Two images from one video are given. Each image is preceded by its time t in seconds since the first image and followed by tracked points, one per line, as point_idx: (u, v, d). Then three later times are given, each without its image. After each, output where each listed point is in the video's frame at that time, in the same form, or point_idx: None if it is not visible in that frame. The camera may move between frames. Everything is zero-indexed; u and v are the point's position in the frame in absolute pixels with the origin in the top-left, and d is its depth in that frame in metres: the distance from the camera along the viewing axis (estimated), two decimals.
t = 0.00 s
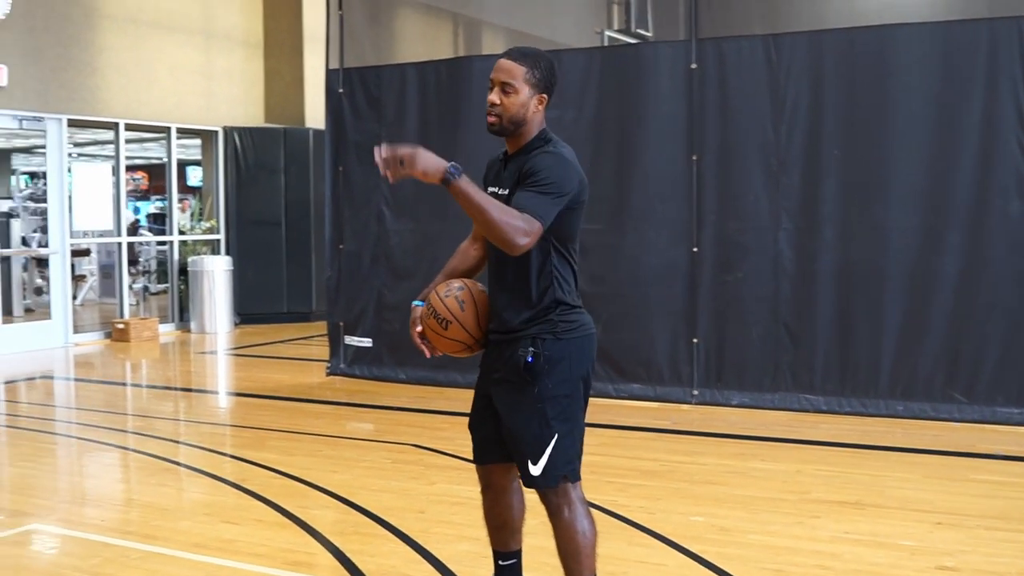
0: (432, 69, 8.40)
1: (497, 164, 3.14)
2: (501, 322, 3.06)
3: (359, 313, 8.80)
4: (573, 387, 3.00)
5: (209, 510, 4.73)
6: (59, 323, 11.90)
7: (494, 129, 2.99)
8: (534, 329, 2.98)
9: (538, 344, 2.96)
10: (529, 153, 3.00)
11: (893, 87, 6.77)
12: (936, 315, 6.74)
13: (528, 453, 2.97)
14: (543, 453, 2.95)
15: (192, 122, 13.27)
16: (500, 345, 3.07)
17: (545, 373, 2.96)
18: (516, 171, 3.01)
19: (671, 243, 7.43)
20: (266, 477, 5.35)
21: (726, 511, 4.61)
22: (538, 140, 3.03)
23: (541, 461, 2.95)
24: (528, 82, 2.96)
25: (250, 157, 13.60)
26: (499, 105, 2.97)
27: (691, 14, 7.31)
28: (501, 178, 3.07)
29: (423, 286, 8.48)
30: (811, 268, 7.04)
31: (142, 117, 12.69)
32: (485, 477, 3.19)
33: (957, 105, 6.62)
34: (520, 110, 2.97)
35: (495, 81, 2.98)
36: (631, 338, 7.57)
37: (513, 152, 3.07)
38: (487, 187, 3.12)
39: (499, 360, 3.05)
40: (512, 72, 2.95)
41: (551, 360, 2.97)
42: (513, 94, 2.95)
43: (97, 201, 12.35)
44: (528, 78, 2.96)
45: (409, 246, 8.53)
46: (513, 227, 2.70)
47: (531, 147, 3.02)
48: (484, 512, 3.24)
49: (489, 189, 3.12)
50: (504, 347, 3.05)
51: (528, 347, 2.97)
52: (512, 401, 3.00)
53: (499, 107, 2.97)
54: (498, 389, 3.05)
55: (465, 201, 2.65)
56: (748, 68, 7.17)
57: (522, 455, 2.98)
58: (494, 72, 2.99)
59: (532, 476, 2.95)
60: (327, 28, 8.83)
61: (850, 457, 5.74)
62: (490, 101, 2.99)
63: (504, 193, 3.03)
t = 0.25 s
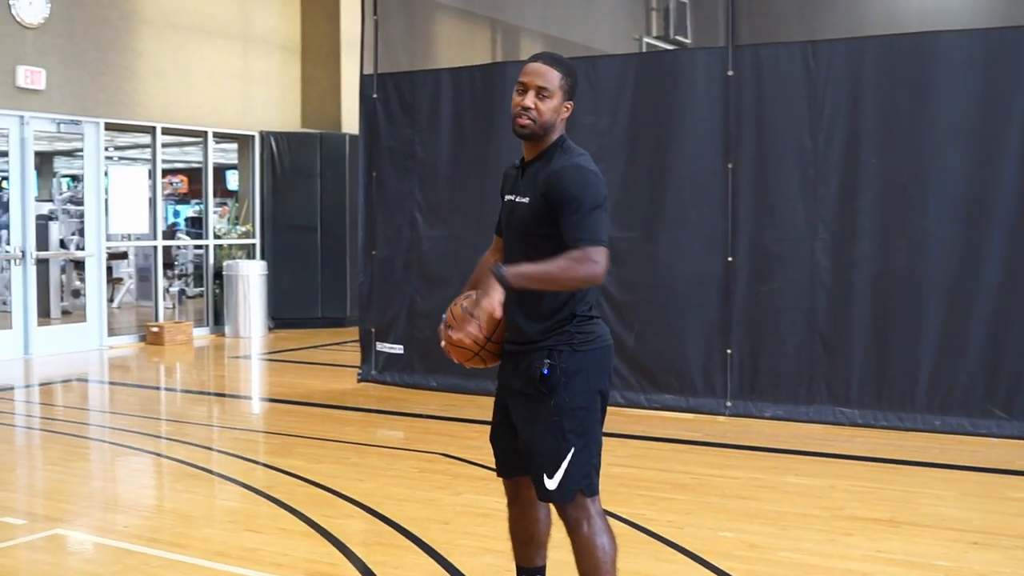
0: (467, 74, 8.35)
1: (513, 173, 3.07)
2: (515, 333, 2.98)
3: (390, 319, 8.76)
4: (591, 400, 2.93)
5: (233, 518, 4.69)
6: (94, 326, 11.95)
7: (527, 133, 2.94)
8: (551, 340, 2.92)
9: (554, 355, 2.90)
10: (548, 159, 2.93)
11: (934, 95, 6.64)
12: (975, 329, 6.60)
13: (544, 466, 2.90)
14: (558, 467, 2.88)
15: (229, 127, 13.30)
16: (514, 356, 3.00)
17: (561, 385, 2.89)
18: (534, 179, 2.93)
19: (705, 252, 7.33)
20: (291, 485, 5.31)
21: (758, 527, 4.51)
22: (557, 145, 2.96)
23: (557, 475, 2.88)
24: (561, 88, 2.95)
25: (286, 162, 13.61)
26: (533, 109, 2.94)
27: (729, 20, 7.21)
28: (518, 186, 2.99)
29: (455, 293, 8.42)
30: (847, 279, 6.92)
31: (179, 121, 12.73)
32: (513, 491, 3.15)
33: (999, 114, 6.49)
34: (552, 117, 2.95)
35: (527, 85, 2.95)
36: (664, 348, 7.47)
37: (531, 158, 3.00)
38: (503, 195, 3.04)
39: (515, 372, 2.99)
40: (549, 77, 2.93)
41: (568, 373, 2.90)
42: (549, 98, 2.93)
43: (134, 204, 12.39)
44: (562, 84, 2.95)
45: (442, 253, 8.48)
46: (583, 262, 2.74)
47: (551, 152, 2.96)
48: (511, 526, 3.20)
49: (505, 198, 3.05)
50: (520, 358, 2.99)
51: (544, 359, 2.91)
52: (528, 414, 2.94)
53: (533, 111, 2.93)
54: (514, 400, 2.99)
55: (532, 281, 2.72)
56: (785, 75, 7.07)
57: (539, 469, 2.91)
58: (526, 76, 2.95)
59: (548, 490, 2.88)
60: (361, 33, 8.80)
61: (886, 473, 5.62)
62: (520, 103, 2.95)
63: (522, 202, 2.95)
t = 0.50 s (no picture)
0: (495, 78, 8.30)
1: (536, 176, 2.99)
2: (548, 342, 2.93)
3: (416, 324, 8.72)
4: (626, 408, 2.88)
5: (251, 524, 4.66)
6: (122, 327, 11.98)
7: (550, 135, 2.89)
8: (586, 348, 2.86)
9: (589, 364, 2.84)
10: (585, 163, 2.88)
11: (966, 101, 6.54)
12: (1007, 339, 6.49)
13: (581, 478, 2.85)
14: (595, 478, 2.83)
15: (259, 130, 13.32)
16: (546, 365, 2.94)
17: (598, 395, 2.84)
18: (576, 184, 2.87)
19: (733, 259, 7.25)
20: (311, 490, 5.27)
21: (782, 539, 4.43)
22: (588, 151, 2.91)
23: (595, 487, 2.84)
24: (579, 84, 2.89)
25: (316, 166, 13.65)
26: (552, 111, 2.89)
27: (760, 25, 7.13)
28: (551, 190, 2.91)
29: (481, 298, 8.37)
30: (877, 287, 6.82)
31: (209, 123, 12.75)
32: (539, 501, 3.11)
33: None
34: (573, 114, 2.89)
35: (542, 87, 2.90)
36: (690, 356, 7.40)
37: (558, 163, 2.93)
38: (530, 199, 2.95)
39: (547, 380, 2.93)
40: (563, 75, 2.87)
41: (604, 382, 2.84)
42: (567, 96, 2.87)
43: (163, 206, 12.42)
44: (579, 80, 2.89)
45: (468, 258, 8.44)
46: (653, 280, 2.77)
47: (582, 158, 2.90)
48: (532, 539, 3.16)
49: (530, 202, 2.96)
50: (552, 366, 2.93)
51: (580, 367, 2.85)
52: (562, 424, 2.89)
53: (552, 112, 2.88)
54: (547, 409, 2.93)
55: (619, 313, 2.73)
56: (815, 80, 6.98)
57: (574, 480, 2.86)
58: (542, 78, 2.90)
59: (585, 502, 2.84)
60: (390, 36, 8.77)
61: (915, 485, 5.52)
62: (539, 107, 2.90)
63: (562, 206, 2.87)
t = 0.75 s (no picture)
0: (495, 74, 8.25)
1: (539, 177, 2.97)
2: (560, 342, 2.92)
3: (414, 319, 8.68)
4: (640, 410, 2.87)
5: (242, 520, 4.62)
6: (121, 321, 11.94)
7: (565, 133, 2.84)
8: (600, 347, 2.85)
9: (604, 363, 2.84)
10: (593, 161, 2.86)
11: (970, 100, 6.49)
12: (1008, 340, 6.43)
13: (594, 481, 2.84)
14: (608, 481, 2.82)
15: (260, 124, 13.27)
16: (558, 366, 2.93)
17: (612, 396, 2.83)
18: (584, 182, 2.85)
19: (732, 256, 7.20)
20: (305, 486, 5.23)
21: (778, 540, 4.39)
22: (594, 148, 2.89)
23: (607, 490, 2.83)
24: (594, 82, 2.87)
25: (317, 161, 13.58)
26: (569, 109, 2.84)
27: (763, 22, 7.07)
28: (558, 190, 2.89)
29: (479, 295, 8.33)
30: (878, 287, 6.77)
31: (211, 117, 12.72)
32: (536, 505, 3.05)
33: None
34: (588, 114, 2.87)
35: (560, 83, 2.86)
36: (689, 354, 7.35)
37: (563, 162, 2.91)
38: (535, 201, 2.93)
39: (557, 381, 2.91)
40: (582, 73, 2.84)
41: (619, 383, 2.84)
42: (586, 95, 2.84)
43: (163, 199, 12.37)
44: (596, 78, 2.86)
45: (467, 253, 8.39)
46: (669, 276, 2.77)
47: (588, 156, 2.88)
48: (527, 541, 3.10)
49: (535, 203, 2.94)
50: (563, 367, 2.92)
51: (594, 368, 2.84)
52: (574, 426, 2.87)
53: (570, 110, 2.84)
54: (557, 411, 2.91)
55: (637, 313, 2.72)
56: (818, 77, 6.93)
57: (586, 483, 2.85)
58: (558, 75, 2.86)
59: (597, 506, 2.83)
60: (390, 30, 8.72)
61: (913, 486, 5.48)
62: (555, 103, 2.86)
63: (571, 205, 2.85)
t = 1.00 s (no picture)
0: (485, 67, 8.20)
1: (540, 167, 2.94)
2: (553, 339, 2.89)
3: (402, 313, 8.63)
4: (633, 409, 2.85)
5: (224, 515, 4.58)
6: (110, 314, 11.88)
7: (567, 125, 2.80)
8: (594, 345, 2.83)
9: (598, 362, 2.81)
10: (594, 155, 2.82)
11: (961, 95, 6.46)
12: (998, 337, 6.41)
13: (585, 482, 2.82)
14: (600, 482, 2.80)
15: (251, 116, 13.21)
16: (550, 363, 2.90)
17: (605, 395, 2.81)
18: (583, 176, 2.81)
19: (722, 251, 7.16)
20: (289, 481, 5.19)
21: (764, 537, 4.35)
22: (598, 141, 2.85)
23: (598, 491, 2.80)
24: (600, 75, 2.82)
25: (308, 155, 13.54)
26: (573, 101, 2.80)
27: (754, 15, 7.03)
28: (557, 182, 2.85)
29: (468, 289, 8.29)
30: (869, 282, 6.73)
31: (201, 109, 12.65)
32: (517, 503, 3.03)
33: None
34: (593, 107, 2.82)
35: (566, 73, 2.81)
36: (678, 349, 7.31)
37: (566, 153, 2.87)
38: (535, 192, 2.89)
39: (549, 379, 2.89)
40: (587, 64, 2.79)
41: (613, 383, 2.81)
42: (590, 88, 2.79)
43: (152, 192, 12.30)
44: (602, 71, 2.81)
45: (456, 247, 8.35)
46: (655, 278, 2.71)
47: (590, 149, 2.84)
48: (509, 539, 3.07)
49: (534, 194, 2.91)
50: (555, 365, 2.89)
51: (587, 366, 2.82)
52: (564, 425, 2.85)
53: (574, 102, 2.79)
54: (548, 410, 2.89)
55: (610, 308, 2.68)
56: (810, 71, 6.89)
57: (578, 483, 2.83)
58: (563, 65, 2.81)
59: (589, 507, 2.81)
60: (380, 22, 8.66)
61: (901, 482, 5.45)
62: (559, 94, 2.81)
63: (569, 198, 2.82)
